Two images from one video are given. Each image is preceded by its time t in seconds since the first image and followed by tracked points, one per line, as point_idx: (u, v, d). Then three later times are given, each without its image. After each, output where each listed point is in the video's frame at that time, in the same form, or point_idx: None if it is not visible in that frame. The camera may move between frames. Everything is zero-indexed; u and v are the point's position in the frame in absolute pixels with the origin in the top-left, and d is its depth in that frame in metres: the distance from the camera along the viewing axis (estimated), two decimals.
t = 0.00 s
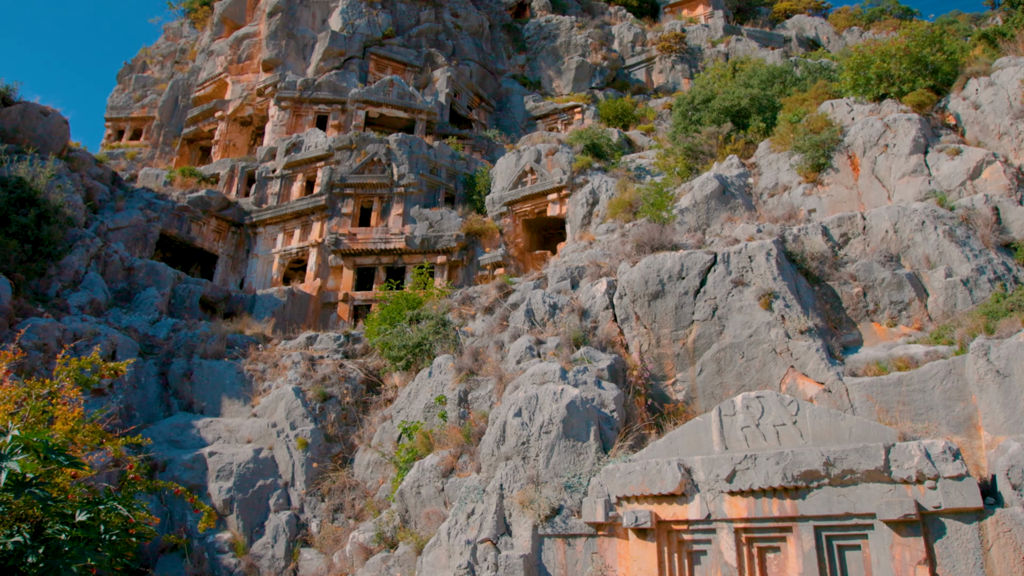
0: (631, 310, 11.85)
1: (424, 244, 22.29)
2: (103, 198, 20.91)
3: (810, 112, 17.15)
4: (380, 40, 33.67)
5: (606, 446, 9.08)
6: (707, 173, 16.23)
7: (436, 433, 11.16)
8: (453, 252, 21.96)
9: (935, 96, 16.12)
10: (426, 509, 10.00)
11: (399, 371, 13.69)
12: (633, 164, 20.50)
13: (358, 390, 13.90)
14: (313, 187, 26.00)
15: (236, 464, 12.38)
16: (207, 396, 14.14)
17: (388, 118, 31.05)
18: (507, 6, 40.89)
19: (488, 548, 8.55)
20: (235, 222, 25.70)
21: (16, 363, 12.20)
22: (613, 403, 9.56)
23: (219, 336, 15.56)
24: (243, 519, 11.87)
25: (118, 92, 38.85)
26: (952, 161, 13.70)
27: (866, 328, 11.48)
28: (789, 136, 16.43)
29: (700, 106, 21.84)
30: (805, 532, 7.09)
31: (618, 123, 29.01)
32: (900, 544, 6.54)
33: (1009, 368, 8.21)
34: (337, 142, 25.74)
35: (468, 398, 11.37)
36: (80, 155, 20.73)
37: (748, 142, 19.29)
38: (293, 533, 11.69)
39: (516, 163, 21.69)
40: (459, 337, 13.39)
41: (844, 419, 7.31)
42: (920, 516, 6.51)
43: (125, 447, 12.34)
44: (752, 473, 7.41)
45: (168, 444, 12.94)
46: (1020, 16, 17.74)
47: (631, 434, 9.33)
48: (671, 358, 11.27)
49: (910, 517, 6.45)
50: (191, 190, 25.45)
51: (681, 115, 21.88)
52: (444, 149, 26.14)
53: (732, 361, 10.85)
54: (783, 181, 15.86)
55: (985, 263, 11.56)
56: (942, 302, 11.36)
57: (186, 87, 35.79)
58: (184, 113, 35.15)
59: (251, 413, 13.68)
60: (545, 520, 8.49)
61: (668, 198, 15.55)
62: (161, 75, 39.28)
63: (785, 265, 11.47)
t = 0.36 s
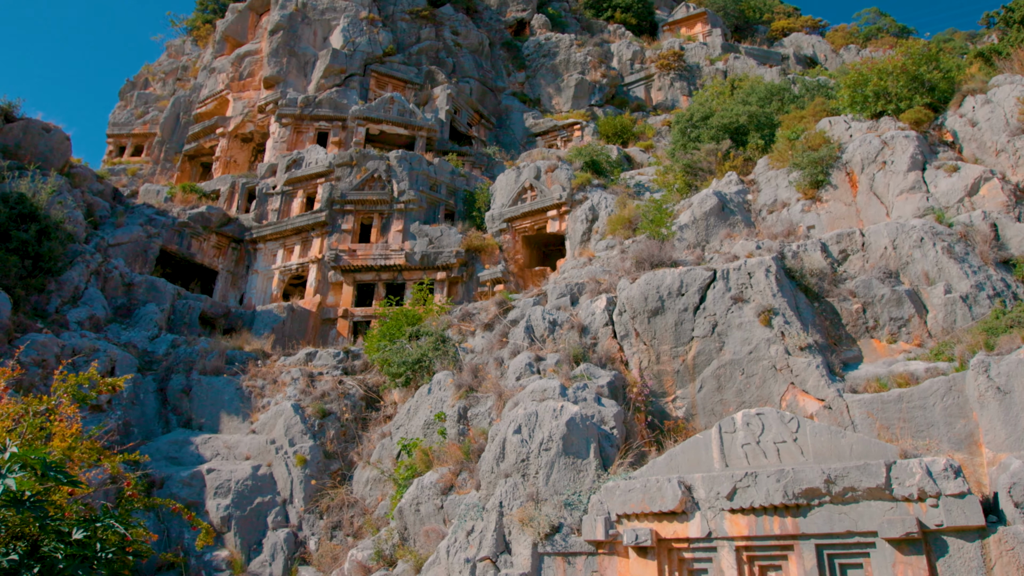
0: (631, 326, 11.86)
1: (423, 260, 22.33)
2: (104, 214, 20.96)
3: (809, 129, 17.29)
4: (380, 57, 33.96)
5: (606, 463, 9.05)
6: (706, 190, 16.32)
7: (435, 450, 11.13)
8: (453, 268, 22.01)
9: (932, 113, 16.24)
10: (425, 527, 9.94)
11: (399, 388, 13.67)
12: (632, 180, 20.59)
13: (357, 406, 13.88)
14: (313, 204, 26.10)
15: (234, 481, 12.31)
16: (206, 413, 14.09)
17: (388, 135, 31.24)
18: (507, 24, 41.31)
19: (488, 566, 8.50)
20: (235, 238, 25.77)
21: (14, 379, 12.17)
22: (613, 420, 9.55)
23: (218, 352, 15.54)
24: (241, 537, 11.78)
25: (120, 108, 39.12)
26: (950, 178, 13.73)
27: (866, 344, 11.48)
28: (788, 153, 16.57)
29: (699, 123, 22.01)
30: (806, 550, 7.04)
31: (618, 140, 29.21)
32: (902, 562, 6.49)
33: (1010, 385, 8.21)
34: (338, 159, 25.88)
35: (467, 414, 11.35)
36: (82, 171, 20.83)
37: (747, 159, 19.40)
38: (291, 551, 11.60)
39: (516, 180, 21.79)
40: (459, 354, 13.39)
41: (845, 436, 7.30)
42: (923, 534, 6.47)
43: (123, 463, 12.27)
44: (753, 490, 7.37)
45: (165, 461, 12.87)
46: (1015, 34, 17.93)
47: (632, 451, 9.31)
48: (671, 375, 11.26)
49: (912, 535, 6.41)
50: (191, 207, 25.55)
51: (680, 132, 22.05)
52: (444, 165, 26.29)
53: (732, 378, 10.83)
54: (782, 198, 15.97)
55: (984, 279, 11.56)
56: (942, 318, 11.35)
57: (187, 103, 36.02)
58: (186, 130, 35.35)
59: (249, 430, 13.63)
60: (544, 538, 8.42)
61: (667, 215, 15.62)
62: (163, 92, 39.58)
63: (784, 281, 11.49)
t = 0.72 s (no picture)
0: (630, 344, 11.86)
1: (423, 277, 22.34)
2: (104, 231, 21.01)
3: (807, 147, 17.42)
4: (381, 76, 34.22)
5: (606, 482, 9.01)
6: (705, 207, 16.39)
7: (434, 468, 11.07)
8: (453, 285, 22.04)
9: (929, 131, 16.37)
10: (423, 546, 9.86)
11: (399, 405, 13.64)
12: (632, 198, 20.67)
13: (356, 424, 13.84)
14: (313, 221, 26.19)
15: (232, 499, 12.21)
16: (204, 430, 14.03)
17: (388, 153, 31.41)
18: (507, 43, 41.66)
19: None
20: (235, 256, 25.82)
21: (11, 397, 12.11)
22: (613, 438, 9.52)
23: (217, 370, 15.52)
24: (238, 556, 11.67)
25: (122, 126, 39.38)
26: (947, 196, 13.74)
27: (866, 362, 11.47)
28: (786, 171, 16.70)
29: (697, 141, 22.18)
30: (808, 570, 6.98)
31: (617, 158, 29.41)
32: None
33: (1011, 403, 8.19)
34: (338, 176, 26.01)
35: (467, 432, 11.31)
36: (82, 189, 20.91)
37: (745, 177, 19.49)
38: (289, 570, 11.50)
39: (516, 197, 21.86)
40: (458, 371, 13.39)
41: (846, 454, 7.28)
42: (925, 554, 6.42)
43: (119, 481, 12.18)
44: (754, 509, 7.32)
45: (163, 479, 12.77)
46: (1010, 53, 18.10)
47: (631, 470, 9.27)
48: (671, 393, 11.24)
49: (914, 555, 6.38)
50: (192, 223, 25.62)
51: (679, 150, 22.21)
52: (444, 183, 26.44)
53: (732, 396, 10.80)
54: (780, 216, 16.08)
55: (983, 296, 11.54)
56: (941, 335, 11.32)
57: (188, 121, 36.24)
58: (187, 147, 35.55)
59: (248, 447, 13.57)
60: (544, 557, 8.34)
61: (666, 233, 15.70)
62: (164, 109, 39.87)
63: (784, 298, 11.50)
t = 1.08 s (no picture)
0: (630, 360, 11.85)
1: (422, 294, 22.34)
2: (104, 248, 21.03)
3: (805, 164, 17.54)
4: (381, 93, 34.47)
5: (606, 499, 8.96)
6: (704, 224, 16.46)
7: (434, 486, 11.00)
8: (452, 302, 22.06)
9: (927, 148, 16.48)
10: (422, 565, 9.78)
11: (398, 423, 13.60)
12: (631, 215, 20.74)
13: (355, 442, 13.79)
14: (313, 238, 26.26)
15: (230, 517, 12.11)
16: (202, 447, 13.95)
17: (388, 170, 31.56)
18: (507, 61, 41.97)
19: None
20: (235, 272, 25.85)
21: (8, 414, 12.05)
22: (613, 455, 9.48)
23: (216, 387, 15.48)
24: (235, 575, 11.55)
25: (123, 144, 39.63)
26: (945, 213, 13.79)
27: (866, 378, 11.45)
28: (785, 188, 16.81)
29: (696, 158, 22.32)
30: None
31: (616, 175, 29.59)
32: None
33: (1012, 420, 8.16)
34: (338, 193, 26.11)
35: (467, 449, 11.26)
36: (83, 206, 20.96)
37: (744, 194, 19.57)
38: None
39: (515, 214, 21.94)
40: (457, 388, 13.37)
41: (847, 472, 7.28)
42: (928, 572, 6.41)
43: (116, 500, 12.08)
44: (755, 527, 7.25)
45: (160, 497, 12.67)
46: (1006, 72, 18.26)
47: (632, 488, 9.23)
48: (671, 410, 11.21)
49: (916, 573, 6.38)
50: (192, 240, 25.68)
51: (677, 167, 22.35)
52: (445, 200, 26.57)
53: (732, 412, 10.76)
54: (779, 232, 16.17)
55: (982, 313, 11.54)
56: (941, 351, 11.30)
57: (189, 138, 36.44)
58: (188, 164, 35.71)
59: (246, 465, 13.50)
60: None
61: (665, 249, 15.75)
62: (166, 127, 40.11)
63: (783, 315, 11.51)
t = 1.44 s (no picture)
0: (630, 377, 11.83)
1: (422, 310, 22.35)
2: (104, 264, 21.06)
3: (804, 180, 17.62)
4: (381, 111, 34.68)
5: (607, 517, 8.91)
6: (703, 240, 16.51)
7: (433, 504, 10.93)
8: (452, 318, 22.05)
9: (925, 164, 16.55)
10: None
11: (398, 439, 13.55)
12: (631, 231, 20.80)
13: (354, 459, 13.73)
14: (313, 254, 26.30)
15: (228, 535, 12.02)
16: (200, 464, 13.88)
17: (388, 186, 31.68)
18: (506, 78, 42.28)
19: None
20: (235, 288, 25.85)
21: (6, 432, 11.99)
22: (614, 472, 9.44)
23: (215, 404, 15.42)
24: None
25: (124, 160, 39.83)
26: (944, 228, 13.82)
27: (867, 394, 11.40)
28: (784, 204, 16.89)
29: (695, 174, 22.43)
30: None
31: (615, 191, 29.72)
32: None
33: (1014, 435, 8.19)
34: (337, 209, 26.18)
35: (466, 466, 11.21)
36: (83, 223, 21.00)
37: (743, 210, 19.63)
38: None
39: (515, 230, 22.01)
40: (457, 405, 13.34)
41: (849, 489, 7.25)
42: None
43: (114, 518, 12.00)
44: (757, 545, 7.20)
45: (157, 515, 12.58)
46: (1002, 88, 18.39)
47: (632, 505, 9.19)
48: (671, 426, 11.16)
49: None
50: (192, 256, 25.71)
51: (676, 184, 22.44)
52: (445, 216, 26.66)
53: (733, 429, 10.70)
54: (778, 248, 16.21)
55: (982, 328, 11.52)
56: (942, 367, 11.27)
57: (190, 155, 36.62)
58: (188, 181, 35.86)
59: (244, 482, 13.42)
60: None
61: (665, 265, 15.77)
62: (167, 143, 40.32)
63: (783, 331, 11.49)
